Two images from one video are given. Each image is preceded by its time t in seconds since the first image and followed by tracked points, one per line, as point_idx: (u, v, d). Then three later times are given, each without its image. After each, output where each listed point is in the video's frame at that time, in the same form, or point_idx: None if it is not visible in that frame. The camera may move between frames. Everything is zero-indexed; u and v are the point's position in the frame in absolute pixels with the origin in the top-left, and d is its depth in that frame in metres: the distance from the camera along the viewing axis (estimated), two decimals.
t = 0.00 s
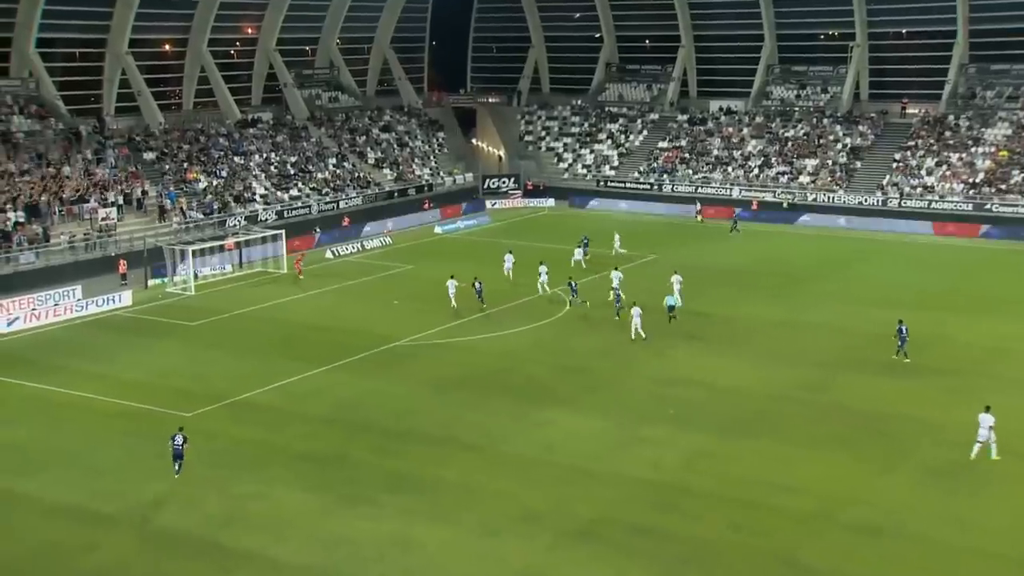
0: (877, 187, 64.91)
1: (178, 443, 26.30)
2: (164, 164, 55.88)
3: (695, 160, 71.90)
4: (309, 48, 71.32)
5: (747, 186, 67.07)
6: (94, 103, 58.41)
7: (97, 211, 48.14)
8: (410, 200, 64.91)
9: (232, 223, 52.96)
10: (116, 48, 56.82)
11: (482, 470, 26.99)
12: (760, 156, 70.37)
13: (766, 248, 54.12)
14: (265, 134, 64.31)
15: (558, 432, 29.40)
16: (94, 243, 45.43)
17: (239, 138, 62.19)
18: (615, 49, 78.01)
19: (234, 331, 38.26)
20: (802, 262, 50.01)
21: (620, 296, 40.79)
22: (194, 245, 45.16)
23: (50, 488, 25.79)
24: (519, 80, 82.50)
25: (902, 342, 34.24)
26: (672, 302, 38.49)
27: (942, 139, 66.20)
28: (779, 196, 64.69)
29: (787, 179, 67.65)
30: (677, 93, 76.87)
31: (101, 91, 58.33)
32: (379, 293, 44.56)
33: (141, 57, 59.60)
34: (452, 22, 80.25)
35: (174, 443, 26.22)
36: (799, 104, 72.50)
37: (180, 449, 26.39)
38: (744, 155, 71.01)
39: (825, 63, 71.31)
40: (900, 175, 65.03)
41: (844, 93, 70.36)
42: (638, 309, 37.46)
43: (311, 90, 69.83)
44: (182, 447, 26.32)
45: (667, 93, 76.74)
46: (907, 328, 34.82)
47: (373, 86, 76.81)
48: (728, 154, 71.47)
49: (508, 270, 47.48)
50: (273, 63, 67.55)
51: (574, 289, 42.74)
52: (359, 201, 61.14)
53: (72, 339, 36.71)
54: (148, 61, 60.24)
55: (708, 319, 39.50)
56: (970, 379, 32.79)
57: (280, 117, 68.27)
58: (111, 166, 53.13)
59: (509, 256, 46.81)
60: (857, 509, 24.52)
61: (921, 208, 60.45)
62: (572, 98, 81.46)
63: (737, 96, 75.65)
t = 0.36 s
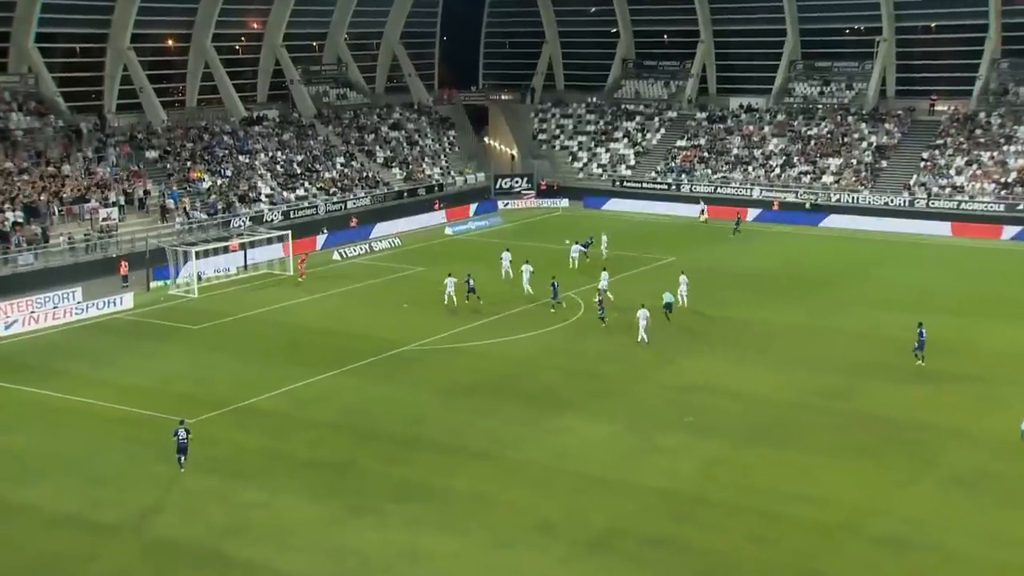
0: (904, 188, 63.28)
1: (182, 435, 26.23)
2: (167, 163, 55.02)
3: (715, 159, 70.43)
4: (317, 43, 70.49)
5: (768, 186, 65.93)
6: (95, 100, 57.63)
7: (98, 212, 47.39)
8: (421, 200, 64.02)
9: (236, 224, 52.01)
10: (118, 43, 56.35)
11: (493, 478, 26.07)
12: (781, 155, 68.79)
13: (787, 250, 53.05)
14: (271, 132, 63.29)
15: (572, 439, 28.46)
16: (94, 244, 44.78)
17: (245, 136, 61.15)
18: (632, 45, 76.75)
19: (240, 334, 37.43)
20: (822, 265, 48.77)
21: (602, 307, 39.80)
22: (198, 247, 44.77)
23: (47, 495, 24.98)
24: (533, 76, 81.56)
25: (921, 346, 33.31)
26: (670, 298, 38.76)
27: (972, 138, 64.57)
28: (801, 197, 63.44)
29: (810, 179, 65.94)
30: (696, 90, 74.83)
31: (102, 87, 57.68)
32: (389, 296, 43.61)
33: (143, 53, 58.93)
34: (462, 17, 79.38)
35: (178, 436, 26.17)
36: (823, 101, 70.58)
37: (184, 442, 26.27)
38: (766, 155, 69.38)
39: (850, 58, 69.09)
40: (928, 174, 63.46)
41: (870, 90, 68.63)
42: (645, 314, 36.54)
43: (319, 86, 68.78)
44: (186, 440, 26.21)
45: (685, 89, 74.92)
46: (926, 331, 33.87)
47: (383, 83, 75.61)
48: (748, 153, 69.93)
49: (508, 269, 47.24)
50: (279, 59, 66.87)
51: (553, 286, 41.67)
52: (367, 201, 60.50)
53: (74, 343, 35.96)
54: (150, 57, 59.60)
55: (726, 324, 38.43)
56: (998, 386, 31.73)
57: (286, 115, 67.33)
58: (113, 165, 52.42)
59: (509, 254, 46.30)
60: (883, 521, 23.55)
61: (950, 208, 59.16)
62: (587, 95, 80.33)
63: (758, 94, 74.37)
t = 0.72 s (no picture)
0: (923, 186, 62.20)
1: (181, 429, 26.14)
2: (162, 161, 54.08)
3: (726, 158, 69.44)
4: (317, 38, 69.99)
5: (782, 185, 64.83)
6: (87, 95, 57.11)
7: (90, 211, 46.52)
8: (423, 200, 62.96)
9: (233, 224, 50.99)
10: (111, 37, 55.18)
11: (497, 486, 25.15)
12: (796, 153, 67.57)
13: (799, 251, 52.03)
14: (269, 129, 62.30)
15: (578, 446, 27.53)
16: (87, 245, 43.93)
17: (242, 134, 60.20)
18: (641, 41, 75.77)
19: (239, 338, 36.56)
20: (834, 267, 47.74)
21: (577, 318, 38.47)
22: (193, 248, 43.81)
23: (36, 504, 24.12)
24: (539, 72, 80.17)
25: (930, 349, 32.56)
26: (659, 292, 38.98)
27: (994, 135, 63.34)
28: (817, 197, 62.28)
29: (825, 178, 65.05)
30: (707, 86, 74.04)
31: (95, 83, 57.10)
32: (392, 299, 42.68)
33: (137, 47, 58.31)
34: (466, 11, 78.79)
35: (175, 431, 26.11)
36: (838, 97, 69.45)
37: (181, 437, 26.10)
38: (778, 153, 68.26)
39: (867, 54, 68.20)
40: (949, 173, 62.22)
41: (888, 86, 67.44)
42: (646, 312, 36.23)
43: (318, 83, 68.35)
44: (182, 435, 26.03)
45: (696, 85, 74.13)
46: (937, 334, 33.04)
47: (384, 79, 75.19)
48: (761, 151, 68.89)
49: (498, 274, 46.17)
50: (277, 54, 66.10)
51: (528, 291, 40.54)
52: (368, 200, 59.60)
53: (68, 346, 35.12)
54: (145, 52, 58.98)
55: (736, 327, 37.48)
56: (1019, 391, 30.71)
57: (285, 111, 66.75)
58: (105, 163, 51.40)
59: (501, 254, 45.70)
60: (902, 532, 22.58)
61: (971, 208, 57.89)
62: (594, 91, 79.02)
63: (771, 90, 72.95)
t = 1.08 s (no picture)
0: (942, 185, 60.96)
1: (184, 421, 26.16)
2: (157, 158, 53.30)
3: (739, 155, 68.37)
4: (317, 32, 69.10)
5: (796, 183, 63.83)
6: (81, 90, 56.40)
7: (83, 210, 45.79)
8: (426, 198, 62.17)
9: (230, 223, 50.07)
10: (105, 30, 54.74)
11: (501, 493, 24.33)
12: (811, 150, 66.43)
13: (812, 251, 51.08)
14: (268, 125, 61.54)
15: (585, 452, 26.68)
16: (80, 244, 43.45)
17: (239, 130, 59.46)
18: (650, 35, 74.94)
19: (238, 340, 35.80)
20: (847, 268, 46.80)
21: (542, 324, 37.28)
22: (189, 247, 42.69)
23: (25, 511, 23.37)
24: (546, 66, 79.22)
25: (939, 352, 31.83)
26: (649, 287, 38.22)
27: (1016, 131, 62.08)
28: (832, 195, 61.23)
29: (840, 176, 63.96)
30: (719, 81, 72.83)
31: (89, 78, 56.40)
32: (396, 301, 41.87)
33: (132, 41, 57.82)
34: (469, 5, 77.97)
35: (178, 421, 26.09)
36: (855, 93, 68.25)
37: (184, 429, 26.13)
38: (793, 150, 67.03)
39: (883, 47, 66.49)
40: (969, 171, 60.98)
41: (905, 82, 66.08)
42: (648, 313, 35.67)
43: (319, 78, 67.64)
44: (185, 427, 26.06)
45: (707, 80, 72.78)
46: (945, 336, 32.31)
47: (386, 75, 74.13)
48: (774, 148, 67.80)
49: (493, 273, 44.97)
50: (276, 48, 64.80)
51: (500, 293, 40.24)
52: (370, 198, 58.81)
53: (63, 349, 34.38)
54: (139, 46, 58.45)
55: (748, 330, 36.56)
56: None
57: (284, 107, 65.47)
58: (100, 160, 50.79)
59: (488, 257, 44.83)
60: (922, 541, 21.72)
61: (993, 207, 56.88)
62: (602, 87, 78.10)
63: (784, 85, 71.99)
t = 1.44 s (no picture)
0: (971, 185, 59.55)
1: (195, 413, 26.00)
2: (161, 157, 52.76)
3: (760, 153, 67.45)
4: (325, 27, 68.58)
5: (819, 182, 62.75)
6: (83, 86, 55.95)
7: (86, 209, 44.77)
8: (437, 199, 61.37)
9: (236, 223, 49.41)
10: (109, 25, 54.32)
11: (514, 500, 23.56)
12: (833, 148, 65.40)
13: (833, 253, 50.16)
14: (275, 123, 60.93)
15: (600, 459, 25.85)
16: (82, 245, 42.72)
17: (246, 129, 58.98)
18: (668, 30, 73.83)
19: (245, 344, 35.13)
20: (867, 270, 45.80)
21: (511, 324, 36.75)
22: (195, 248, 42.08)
23: (22, 518, 22.71)
24: (561, 63, 78.32)
25: (956, 355, 31.05)
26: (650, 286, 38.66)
27: None
28: (855, 195, 60.18)
29: (864, 175, 62.79)
30: (738, 77, 71.57)
31: (91, 74, 55.94)
32: (408, 304, 41.09)
33: (135, 36, 57.60)
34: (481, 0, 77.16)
35: (190, 416, 25.89)
36: (878, 90, 66.75)
37: (195, 421, 25.94)
38: (816, 148, 65.98)
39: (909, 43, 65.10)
40: (998, 169, 59.50)
41: (933, 77, 64.87)
42: (656, 314, 35.12)
43: (328, 74, 66.97)
44: (197, 419, 25.85)
45: (727, 76, 71.60)
46: (964, 340, 31.51)
47: (395, 72, 73.58)
48: (796, 147, 66.77)
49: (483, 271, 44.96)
50: (284, 44, 64.51)
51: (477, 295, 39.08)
52: (379, 198, 58.21)
53: (66, 352, 33.79)
54: (144, 41, 58.17)
55: (768, 334, 35.67)
56: None
57: (291, 104, 65.03)
58: (102, 158, 50.18)
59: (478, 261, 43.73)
60: (952, 553, 20.82)
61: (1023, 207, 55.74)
62: (618, 83, 77.10)
63: (806, 82, 70.97)
